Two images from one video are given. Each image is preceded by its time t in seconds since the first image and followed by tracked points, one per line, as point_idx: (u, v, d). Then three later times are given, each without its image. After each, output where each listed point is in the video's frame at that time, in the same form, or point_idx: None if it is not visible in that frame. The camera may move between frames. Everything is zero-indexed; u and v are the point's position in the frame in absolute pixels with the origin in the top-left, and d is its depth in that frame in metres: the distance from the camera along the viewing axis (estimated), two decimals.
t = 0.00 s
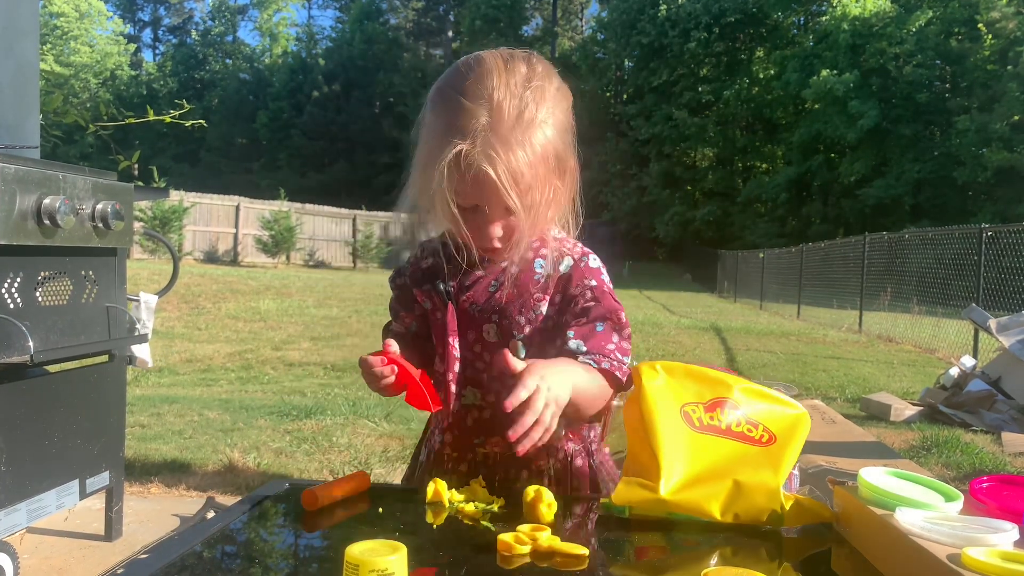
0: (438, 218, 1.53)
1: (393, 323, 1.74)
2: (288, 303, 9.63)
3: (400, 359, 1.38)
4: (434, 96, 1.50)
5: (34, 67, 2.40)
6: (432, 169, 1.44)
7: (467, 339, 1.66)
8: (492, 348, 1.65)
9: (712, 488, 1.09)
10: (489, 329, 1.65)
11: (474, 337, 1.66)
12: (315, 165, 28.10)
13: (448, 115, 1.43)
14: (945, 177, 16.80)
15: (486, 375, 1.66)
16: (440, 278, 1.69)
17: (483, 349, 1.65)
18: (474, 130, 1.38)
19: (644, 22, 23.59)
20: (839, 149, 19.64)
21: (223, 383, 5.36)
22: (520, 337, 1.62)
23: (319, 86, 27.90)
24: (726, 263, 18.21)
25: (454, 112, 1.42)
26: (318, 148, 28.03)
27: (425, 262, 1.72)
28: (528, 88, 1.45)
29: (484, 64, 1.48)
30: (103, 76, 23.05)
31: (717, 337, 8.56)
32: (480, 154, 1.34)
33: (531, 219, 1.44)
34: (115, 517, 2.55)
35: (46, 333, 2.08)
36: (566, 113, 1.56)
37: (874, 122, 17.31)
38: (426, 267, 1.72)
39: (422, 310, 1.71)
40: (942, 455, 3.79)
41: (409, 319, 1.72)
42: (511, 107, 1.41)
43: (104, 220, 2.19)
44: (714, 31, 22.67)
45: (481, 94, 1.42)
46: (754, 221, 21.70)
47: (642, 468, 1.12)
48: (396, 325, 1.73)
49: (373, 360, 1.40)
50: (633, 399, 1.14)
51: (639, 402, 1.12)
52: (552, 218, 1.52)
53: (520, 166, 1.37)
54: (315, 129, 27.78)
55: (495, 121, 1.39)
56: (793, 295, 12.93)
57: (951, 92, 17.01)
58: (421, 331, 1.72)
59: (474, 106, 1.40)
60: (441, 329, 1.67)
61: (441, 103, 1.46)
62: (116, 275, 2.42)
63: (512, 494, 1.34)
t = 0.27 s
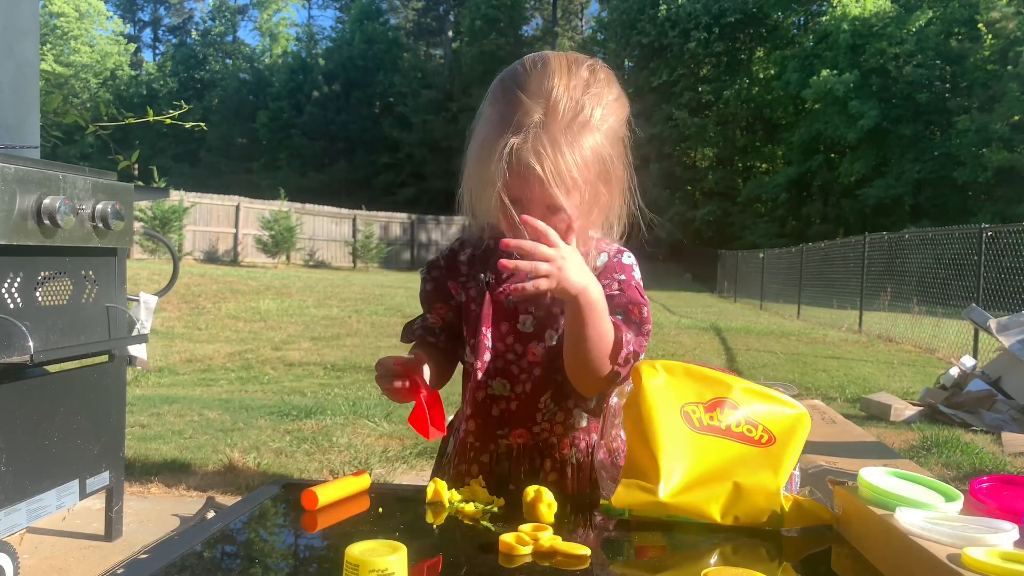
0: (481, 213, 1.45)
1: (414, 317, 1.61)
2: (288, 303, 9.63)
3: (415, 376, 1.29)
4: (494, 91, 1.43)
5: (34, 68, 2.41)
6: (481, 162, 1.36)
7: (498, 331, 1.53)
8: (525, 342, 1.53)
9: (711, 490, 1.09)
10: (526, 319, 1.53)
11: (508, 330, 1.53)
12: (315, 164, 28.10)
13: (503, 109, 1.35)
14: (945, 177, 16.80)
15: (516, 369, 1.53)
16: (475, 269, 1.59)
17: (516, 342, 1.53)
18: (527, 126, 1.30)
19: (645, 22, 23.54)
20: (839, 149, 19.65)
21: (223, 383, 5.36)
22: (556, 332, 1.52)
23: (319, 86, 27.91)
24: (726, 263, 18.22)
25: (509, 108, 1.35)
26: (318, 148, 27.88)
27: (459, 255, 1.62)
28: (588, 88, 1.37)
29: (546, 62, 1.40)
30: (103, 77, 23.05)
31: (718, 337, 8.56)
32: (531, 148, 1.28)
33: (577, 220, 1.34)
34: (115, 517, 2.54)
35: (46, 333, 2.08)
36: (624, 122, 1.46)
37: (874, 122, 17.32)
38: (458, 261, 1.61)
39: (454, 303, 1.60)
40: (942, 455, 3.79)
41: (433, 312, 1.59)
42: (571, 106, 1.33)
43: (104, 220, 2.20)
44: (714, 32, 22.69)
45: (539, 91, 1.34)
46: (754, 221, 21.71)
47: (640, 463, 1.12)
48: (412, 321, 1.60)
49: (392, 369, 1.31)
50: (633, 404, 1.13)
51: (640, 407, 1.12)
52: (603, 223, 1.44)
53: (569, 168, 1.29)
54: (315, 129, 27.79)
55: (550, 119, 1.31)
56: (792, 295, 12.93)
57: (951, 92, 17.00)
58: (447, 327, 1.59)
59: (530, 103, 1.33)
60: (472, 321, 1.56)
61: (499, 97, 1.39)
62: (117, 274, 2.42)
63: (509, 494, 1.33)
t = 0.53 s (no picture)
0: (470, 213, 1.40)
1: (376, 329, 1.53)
2: (288, 303, 9.63)
3: (425, 414, 1.28)
4: (475, 89, 1.40)
5: (35, 67, 2.41)
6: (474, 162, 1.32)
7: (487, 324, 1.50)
8: (517, 336, 1.49)
9: (707, 492, 1.09)
10: (516, 315, 1.50)
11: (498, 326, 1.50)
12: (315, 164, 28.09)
13: (497, 105, 1.31)
14: (945, 177, 16.79)
15: (510, 364, 1.50)
16: (456, 269, 1.53)
17: (508, 339, 1.50)
18: (526, 125, 1.28)
19: (645, 22, 23.60)
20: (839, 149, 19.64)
21: (223, 383, 5.37)
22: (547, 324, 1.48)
23: (319, 86, 27.89)
24: (726, 263, 18.23)
25: (503, 101, 1.32)
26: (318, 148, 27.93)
27: (437, 256, 1.56)
28: (579, 90, 1.38)
29: (532, 62, 1.39)
30: (103, 77, 23.03)
31: (718, 337, 8.56)
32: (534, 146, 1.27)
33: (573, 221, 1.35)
34: (115, 516, 2.55)
35: (46, 333, 2.08)
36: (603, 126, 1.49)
37: (874, 122, 17.31)
38: (436, 264, 1.55)
39: (430, 305, 1.53)
40: (942, 455, 3.79)
41: (409, 318, 1.52)
42: (563, 106, 1.33)
43: (104, 220, 2.20)
44: (714, 32, 22.70)
45: (534, 89, 1.33)
46: (754, 221, 21.71)
47: (634, 461, 1.13)
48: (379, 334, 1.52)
49: (399, 414, 1.29)
50: (627, 403, 1.14)
51: (635, 404, 1.12)
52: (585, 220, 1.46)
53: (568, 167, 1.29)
54: (315, 128, 27.79)
55: (549, 118, 1.31)
56: (792, 295, 12.94)
57: (951, 92, 17.00)
58: (421, 331, 1.52)
59: (528, 100, 1.31)
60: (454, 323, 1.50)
61: (489, 90, 1.35)
62: (117, 274, 2.42)
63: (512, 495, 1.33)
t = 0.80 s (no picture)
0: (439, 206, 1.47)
1: (351, 339, 1.44)
2: (288, 303, 9.63)
3: (452, 433, 1.26)
4: (434, 90, 1.49)
5: (35, 67, 2.40)
6: (440, 153, 1.40)
7: (476, 326, 1.55)
8: (502, 335, 1.57)
9: (708, 493, 1.09)
10: (501, 313, 1.57)
11: (484, 326, 1.55)
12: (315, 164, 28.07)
13: (461, 98, 1.42)
14: (946, 177, 16.78)
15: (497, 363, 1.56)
16: (436, 265, 1.54)
17: (494, 337, 1.56)
18: (491, 112, 1.38)
19: (645, 22, 23.60)
20: (839, 149, 19.64)
21: (223, 383, 5.36)
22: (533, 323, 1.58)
23: (319, 85, 27.88)
24: (726, 263, 18.22)
25: (465, 94, 1.42)
26: (318, 148, 27.94)
27: (412, 254, 1.56)
28: (536, 79, 1.50)
29: (491, 59, 1.50)
30: (103, 78, 23.02)
31: (718, 337, 8.56)
32: (500, 131, 1.36)
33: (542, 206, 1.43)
34: (116, 516, 2.54)
35: (46, 332, 2.08)
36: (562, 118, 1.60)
37: (874, 122, 17.31)
38: (414, 263, 1.54)
39: (412, 306, 1.53)
40: (942, 455, 3.79)
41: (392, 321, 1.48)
42: (523, 97, 1.43)
43: (104, 220, 2.19)
44: (714, 32, 22.69)
45: (494, 82, 1.44)
46: (754, 221, 21.71)
47: (636, 462, 1.12)
48: (359, 344, 1.43)
49: (422, 432, 1.26)
50: (629, 405, 1.12)
51: (635, 405, 1.12)
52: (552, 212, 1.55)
53: (532, 148, 1.39)
54: (315, 129, 27.78)
55: (512, 105, 1.41)
56: (792, 295, 12.94)
57: (951, 92, 17.00)
58: (403, 337, 1.52)
59: (489, 91, 1.41)
60: (439, 325, 1.54)
61: (451, 87, 1.45)
62: (117, 274, 2.42)
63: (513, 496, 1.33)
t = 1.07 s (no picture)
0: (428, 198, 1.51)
1: (361, 344, 1.40)
2: (288, 303, 9.63)
3: (478, 456, 1.24)
4: (419, 87, 1.54)
5: (35, 67, 2.40)
6: (429, 144, 1.45)
7: (476, 330, 1.56)
8: (501, 338, 1.59)
9: (708, 492, 1.09)
10: (499, 316, 1.60)
11: (484, 330, 1.57)
12: (315, 164, 28.05)
13: (450, 88, 1.47)
14: (946, 177, 16.79)
15: (494, 367, 1.59)
16: (435, 265, 1.54)
17: (492, 340, 1.58)
18: (480, 101, 1.44)
19: (644, 22, 23.60)
20: (839, 149, 19.63)
21: (223, 383, 5.36)
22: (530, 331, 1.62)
23: (319, 85, 27.87)
24: (726, 263, 18.23)
25: (454, 86, 1.47)
26: (318, 148, 27.94)
27: (410, 255, 1.55)
28: (519, 69, 1.56)
29: (477, 52, 1.55)
30: (102, 77, 23.03)
31: (717, 337, 8.56)
32: (491, 121, 1.42)
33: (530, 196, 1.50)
34: (115, 516, 2.54)
35: (45, 333, 2.08)
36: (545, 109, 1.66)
37: (874, 122, 17.32)
38: (413, 264, 1.54)
39: (413, 308, 1.52)
40: (942, 455, 3.79)
41: (399, 322, 1.47)
42: (510, 86, 1.49)
43: (104, 220, 2.19)
44: (714, 32, 22.68)
45: (482, 73, 1.49)
46: (754, 221, 21.72)
47: (637, 463, 1.11)
48: (372, 350, 1.39)
49: (450, 453, 1.24)
50: (629, 406, 1.12)
51: (638, 405, 1.11)
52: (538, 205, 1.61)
53: (523, 137, 1.45)
54: (315, 129, 27.78)
55: (500, 97, 1.47)
56: (793, 295, 12.93)
57: (951, 92, 16.98)
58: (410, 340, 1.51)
59: (477, 81, 1.47)
60: (440, 328, 1.55)
61: (438, 79, 1.50)
62: (117, 273, 2.42)
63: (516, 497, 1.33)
